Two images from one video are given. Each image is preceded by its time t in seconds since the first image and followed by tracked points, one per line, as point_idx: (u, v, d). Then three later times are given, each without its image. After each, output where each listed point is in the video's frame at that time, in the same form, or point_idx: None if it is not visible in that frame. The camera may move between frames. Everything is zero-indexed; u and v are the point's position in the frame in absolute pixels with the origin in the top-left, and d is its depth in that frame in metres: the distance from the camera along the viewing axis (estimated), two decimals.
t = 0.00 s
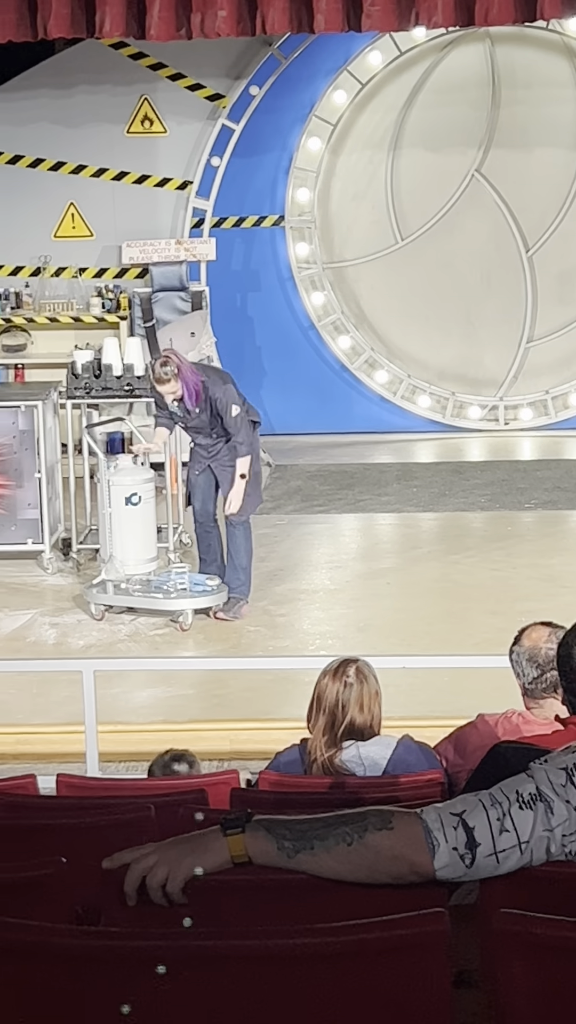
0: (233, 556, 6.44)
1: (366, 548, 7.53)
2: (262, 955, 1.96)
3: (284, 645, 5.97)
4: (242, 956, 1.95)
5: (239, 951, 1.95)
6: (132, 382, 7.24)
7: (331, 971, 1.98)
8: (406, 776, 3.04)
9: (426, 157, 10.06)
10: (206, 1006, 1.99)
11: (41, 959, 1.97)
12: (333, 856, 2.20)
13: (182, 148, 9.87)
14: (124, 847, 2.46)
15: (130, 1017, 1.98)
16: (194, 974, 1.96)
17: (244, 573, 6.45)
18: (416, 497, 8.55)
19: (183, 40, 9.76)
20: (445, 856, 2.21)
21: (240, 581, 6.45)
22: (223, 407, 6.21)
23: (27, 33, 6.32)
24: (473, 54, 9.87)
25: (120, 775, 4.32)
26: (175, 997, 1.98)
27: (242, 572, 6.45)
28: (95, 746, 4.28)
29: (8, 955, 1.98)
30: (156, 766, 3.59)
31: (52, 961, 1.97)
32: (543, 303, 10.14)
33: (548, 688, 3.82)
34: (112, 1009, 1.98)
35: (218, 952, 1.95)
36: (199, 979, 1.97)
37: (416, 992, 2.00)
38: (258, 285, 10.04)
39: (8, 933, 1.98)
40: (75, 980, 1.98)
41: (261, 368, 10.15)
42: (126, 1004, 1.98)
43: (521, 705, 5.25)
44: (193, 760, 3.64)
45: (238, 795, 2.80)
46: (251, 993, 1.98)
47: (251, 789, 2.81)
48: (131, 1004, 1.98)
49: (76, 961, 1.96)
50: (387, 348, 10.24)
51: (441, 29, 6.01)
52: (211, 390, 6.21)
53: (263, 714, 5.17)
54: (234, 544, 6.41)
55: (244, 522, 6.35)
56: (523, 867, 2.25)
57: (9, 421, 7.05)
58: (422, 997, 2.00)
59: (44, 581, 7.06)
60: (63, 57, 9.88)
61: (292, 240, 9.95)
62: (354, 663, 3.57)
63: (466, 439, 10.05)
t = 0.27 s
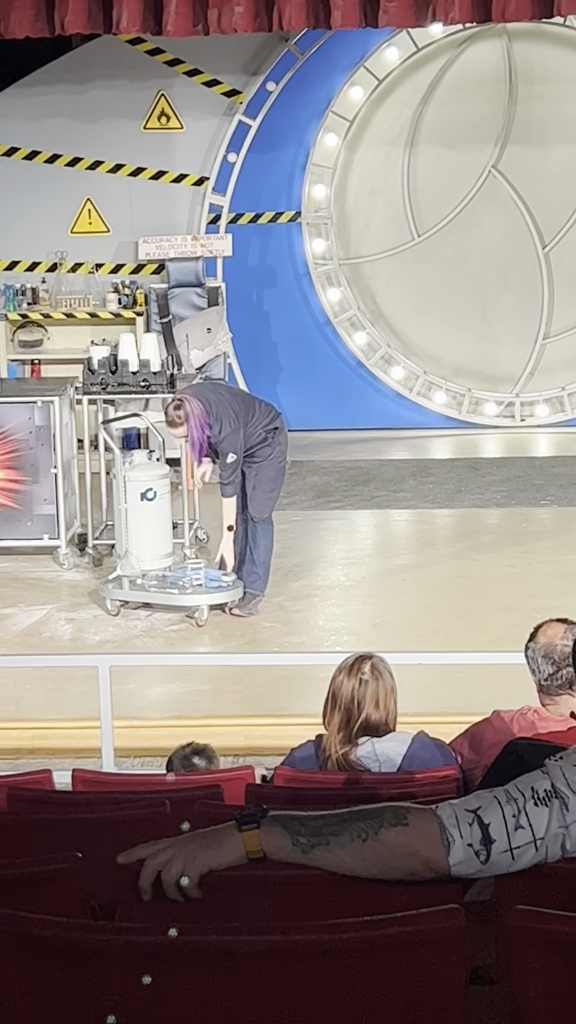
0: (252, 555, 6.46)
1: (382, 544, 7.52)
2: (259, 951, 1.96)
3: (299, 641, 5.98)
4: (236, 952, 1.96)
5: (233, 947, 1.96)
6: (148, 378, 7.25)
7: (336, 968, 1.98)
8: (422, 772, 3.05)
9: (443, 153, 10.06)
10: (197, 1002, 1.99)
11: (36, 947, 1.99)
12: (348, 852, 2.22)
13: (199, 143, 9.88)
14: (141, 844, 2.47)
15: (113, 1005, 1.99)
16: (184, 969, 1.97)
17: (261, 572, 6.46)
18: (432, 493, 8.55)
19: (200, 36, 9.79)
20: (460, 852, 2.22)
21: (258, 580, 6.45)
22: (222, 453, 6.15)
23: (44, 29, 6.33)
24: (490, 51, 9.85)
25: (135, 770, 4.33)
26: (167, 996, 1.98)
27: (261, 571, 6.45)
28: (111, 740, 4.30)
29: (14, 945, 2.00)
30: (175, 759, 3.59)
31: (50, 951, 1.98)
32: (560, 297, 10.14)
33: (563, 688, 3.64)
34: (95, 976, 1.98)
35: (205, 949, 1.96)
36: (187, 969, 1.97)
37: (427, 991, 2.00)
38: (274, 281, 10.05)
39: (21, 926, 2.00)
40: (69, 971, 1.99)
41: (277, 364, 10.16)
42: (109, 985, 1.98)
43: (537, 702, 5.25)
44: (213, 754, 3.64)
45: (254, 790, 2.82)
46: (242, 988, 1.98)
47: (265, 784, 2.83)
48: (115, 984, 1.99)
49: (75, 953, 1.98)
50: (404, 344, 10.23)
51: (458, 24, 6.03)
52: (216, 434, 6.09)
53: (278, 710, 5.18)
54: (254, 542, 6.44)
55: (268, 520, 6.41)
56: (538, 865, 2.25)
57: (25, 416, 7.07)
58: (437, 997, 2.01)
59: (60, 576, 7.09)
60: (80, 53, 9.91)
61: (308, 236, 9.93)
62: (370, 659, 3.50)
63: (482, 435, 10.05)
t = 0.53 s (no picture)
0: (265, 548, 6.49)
1: (397, 541, 7.52)
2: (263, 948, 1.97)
3: (315, 637, 5.99)
4: (240, 950, 1.96)
5: (238, 945, 1.96)
6: (164, 374, 7.25)
7: (344, 966, 1.98)
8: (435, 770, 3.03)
9: (460, 149, 10.06)
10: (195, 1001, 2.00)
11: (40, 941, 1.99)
12: (362, 848, 2.22)
13: (215, 139, 9.93)
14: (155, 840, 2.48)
15: (101, 993, 2.01)
16: (181, 963, 1.98)
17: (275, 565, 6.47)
18: (448, 489, 8.55)
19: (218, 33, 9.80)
20: (474, 850, 2.22)
21: (270, 574, 6.47)
22: (245, 455, 6.22)
23: (62, 25, 6.35)
24: (508, 47, 9.89)
25: (150, 766, 4.35)
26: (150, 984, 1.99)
27: (272, 564, 6.46)
28: (126, 737, 4.31)
29: (23, 941, 2.00)
30: (195, 750, 3.59)
31: (55, 945, 1.99)
32: None
33: None
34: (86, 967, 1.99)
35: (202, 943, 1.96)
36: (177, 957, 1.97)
37: (438, 989, 2.01)
38: (291, 277, 10.05)
39: (32, 922, 1.99)
40: (70, 962, 2.00)
41: (293, 360, 10.16)
42: (98, 973, 1.99)
43: (552, 700, 5.25)
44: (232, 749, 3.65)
45: (267, 787, 2.81)
46: (244, 981, 1.99)
47: (279, 782, 2.83)
48: (103, 974, 1.99)
49: (84, 947, 1.98)
50: (420, 341, 10.22)
51: (475, 21, 6.04)
52: (239, 435, 6.16)
53: (293, 706, 5.19)
54: (267, 536, 6.47)
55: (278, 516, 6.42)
56: (553, 862, 2.25)
57: (41, 412, 7.09)
58: (448, 996, 2.02)
59: (76, 571, 7.10)
60: (97, 49, 9.93)
61: (325, 233, 9.94)
62: (383, 657, 3.49)
63: (498, 432, 10.03)
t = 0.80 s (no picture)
0: (274, 547, 6.44)
1: (407, 540, 7.51)
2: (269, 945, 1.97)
3: (324, 635, 5.99)
4: (247, 946, 1.97)
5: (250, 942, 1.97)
6: (174, 371, 7.25)
7: (355, 966, 1.99)
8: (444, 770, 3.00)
9: (471, 148, 10.06)
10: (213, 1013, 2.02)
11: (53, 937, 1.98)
12: (370, 846, 2.23)
13: (226, 138, 9.92)
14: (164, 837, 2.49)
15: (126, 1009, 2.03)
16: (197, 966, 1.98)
17: (285, 566, 6.45)
18: (458, 488, 8.55)
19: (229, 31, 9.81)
20: (482, 847, 2.23)
21: (280, 573, 6.45)
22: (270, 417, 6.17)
23: (73, 22, 6.37)
24: (519, 45, 9.88)
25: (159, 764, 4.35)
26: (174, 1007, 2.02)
27: (283, 565, 6.44)
28: (135, 733, 4.32)
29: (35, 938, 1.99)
30: (209, 750, 3.60)
31: (72, 943, 1.98)
32: None
33: None
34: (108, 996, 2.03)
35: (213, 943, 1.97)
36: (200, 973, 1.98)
37: (447, 987, 2.01)
38: (302, 275, 10.05)
39: (33, 915, 2.00)
40: (84, 964, 2.00)
41: (303, 357, 10.16)
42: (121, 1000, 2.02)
43: (561, 699, 5.24)
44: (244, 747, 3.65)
45: (275, 785, 2.80)
46: (257, 981, 1.99)
47: (288, 779, 2.81)
48: (127, 1001, 2.03)
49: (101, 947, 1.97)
50: (430, 339, 10.21)
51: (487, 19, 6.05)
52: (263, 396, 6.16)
53: (302, 704, 5.19)
54: (277, 536, 6.42)
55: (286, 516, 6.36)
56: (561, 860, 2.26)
57: (51, 409, 7.09)
58: (458, 994, 2.03)
59: (85, 568, 7.11)
60: (109, 46, 9.95)
61: (335, 230, 9.93)
62: (391, 656, 3.50)
63: (508, 430, 10.01)
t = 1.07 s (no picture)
0: (279, 548, 6.40)
1: (415, 539, 7.51)
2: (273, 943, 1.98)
3: (332, 634, 5.99)
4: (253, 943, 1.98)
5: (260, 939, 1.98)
6: (183, 369, 7.25)
7: (364, 965, 1.99)
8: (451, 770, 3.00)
9: (480, 147, 10.06)
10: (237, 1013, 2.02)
11: (61, 934, 2.01)
12: (377, 845, 2.23)
13: (237, 136, 9.93)
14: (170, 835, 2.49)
15: None
16: (220, 982, 2.00)
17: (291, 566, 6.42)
18: (466, 487, 8.54)
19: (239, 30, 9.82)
20: (490, 847, 2.23)
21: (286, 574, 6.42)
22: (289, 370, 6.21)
23: (83, 20, 6.38)
24: (530, 45, 9.87)
25: (166, 761, 4.36)
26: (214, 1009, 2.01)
27: (288, 565, 6.41)
28: (142, 731, 4.32)
29: (45, 935, 2.01)
30: (219, 749, 3.60)
31: (80, 942, 2.00)
32: None
33: None
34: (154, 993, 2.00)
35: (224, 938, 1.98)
36: (225, 984, 2.00)
37: (455, 986, 2.02)
38: (311, 274, 10.05)
39: (42, 913, 2.02)
40: (100, 966, 2.01)
41: (312, 355, 10.16)
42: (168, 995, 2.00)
43: (569, 700, 5.24)
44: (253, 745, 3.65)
45: (282, 783, 2.80)
46: (267, 981, 2.00)
47: (295, 778, 2.81)
48: (173, 996, 2.00)
49: (110, 944, 1.99)
50: (439, 338, 10.21)
51: (497, 18, 6.04)
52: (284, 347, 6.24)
53: (309, 703, 5.19)
54: (280, 538, 6.38)
55: (288, 517, 6.28)
56: (568, 860, 2.26)
57: (60, 406, 7.10)
58: (464, 994, 2.03)
59: (94, 566, 7.12)
60: (119, 44, 9.97)
61: (345, 229, 9.93)
62: (398, 656, 3.48)
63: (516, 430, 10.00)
